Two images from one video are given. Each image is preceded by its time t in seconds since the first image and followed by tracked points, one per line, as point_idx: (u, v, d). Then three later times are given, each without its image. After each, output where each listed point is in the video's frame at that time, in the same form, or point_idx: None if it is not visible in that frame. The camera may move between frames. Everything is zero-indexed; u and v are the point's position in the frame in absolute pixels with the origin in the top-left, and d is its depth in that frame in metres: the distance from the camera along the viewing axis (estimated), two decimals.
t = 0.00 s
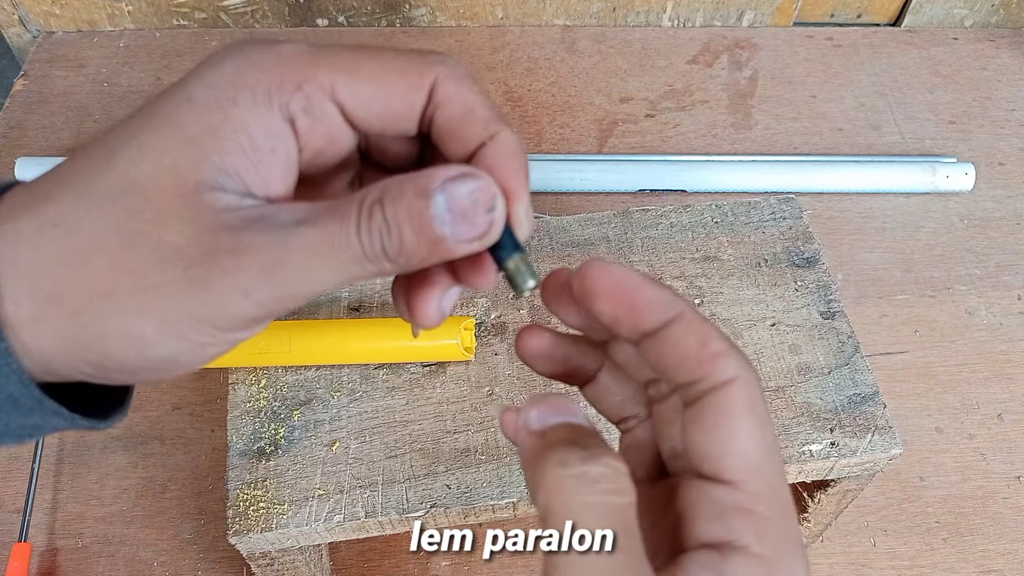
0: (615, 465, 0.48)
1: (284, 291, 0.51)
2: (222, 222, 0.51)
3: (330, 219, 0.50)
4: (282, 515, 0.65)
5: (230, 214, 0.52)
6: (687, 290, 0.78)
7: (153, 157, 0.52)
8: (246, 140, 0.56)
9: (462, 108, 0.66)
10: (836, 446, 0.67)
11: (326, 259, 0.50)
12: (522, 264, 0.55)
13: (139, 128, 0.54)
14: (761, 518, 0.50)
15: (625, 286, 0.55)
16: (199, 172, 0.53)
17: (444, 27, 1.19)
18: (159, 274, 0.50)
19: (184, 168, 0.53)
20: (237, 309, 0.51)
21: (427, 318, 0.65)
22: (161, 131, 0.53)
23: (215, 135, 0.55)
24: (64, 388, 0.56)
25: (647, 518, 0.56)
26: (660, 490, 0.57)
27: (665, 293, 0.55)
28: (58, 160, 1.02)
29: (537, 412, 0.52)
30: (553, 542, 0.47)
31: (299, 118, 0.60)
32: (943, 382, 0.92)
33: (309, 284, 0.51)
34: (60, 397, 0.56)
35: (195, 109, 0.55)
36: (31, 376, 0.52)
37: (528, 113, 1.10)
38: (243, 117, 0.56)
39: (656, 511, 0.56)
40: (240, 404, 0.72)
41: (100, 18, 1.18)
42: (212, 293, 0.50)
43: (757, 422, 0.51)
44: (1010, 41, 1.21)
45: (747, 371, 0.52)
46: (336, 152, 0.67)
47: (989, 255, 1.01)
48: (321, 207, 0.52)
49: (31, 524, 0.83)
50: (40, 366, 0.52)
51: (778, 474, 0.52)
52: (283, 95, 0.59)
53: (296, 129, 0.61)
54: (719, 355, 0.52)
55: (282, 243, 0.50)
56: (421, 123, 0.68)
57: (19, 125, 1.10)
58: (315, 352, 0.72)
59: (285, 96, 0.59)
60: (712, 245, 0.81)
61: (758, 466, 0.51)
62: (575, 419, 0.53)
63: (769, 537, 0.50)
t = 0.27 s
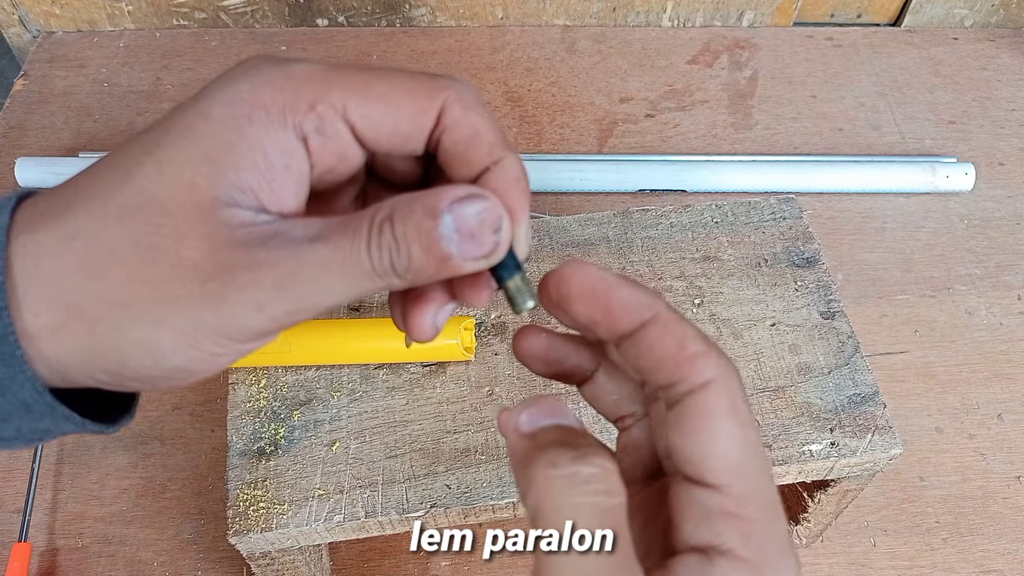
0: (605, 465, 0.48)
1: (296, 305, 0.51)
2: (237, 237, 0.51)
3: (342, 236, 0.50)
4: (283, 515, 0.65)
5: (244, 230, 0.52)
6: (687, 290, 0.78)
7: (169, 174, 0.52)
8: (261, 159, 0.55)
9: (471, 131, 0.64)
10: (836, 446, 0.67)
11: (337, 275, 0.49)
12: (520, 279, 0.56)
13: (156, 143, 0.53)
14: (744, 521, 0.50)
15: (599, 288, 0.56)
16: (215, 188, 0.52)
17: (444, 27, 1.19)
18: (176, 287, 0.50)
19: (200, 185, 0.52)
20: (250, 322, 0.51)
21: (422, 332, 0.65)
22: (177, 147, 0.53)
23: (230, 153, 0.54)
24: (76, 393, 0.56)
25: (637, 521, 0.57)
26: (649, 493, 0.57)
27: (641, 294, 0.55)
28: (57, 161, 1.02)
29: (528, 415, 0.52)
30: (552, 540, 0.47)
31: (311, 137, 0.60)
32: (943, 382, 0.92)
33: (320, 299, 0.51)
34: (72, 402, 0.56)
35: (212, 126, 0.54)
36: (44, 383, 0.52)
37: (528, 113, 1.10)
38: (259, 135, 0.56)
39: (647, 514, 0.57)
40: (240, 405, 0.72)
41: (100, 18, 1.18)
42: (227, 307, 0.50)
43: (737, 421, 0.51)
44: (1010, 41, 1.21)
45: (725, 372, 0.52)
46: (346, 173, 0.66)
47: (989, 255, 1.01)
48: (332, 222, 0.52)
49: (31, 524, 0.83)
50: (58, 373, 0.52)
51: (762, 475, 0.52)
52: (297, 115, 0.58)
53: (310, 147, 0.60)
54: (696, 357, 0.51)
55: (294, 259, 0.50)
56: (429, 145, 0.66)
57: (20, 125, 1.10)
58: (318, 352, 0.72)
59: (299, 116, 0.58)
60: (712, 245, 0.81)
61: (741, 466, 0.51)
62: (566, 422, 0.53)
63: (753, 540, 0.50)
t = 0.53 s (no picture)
0: (605, 469, 0.48)
1: (302, 308, 0.51)
2: (242, 240, 0.51)
3: (347, 238, 0.50)
4: (283, 515, 0.65)
5: (250, 232, 0.51)
6: (687, 290, 0.78)
7: (176, 176, 0.52)
8: (266, 163, 0.56)
9: (474, 136, 0.63)
10: (836, 446, 0.67)
11: (343, 276, 0.49)
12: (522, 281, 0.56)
13: (163, 146, 0.53)
14: (744, 524, 0.50)
15: (593, 293, 0.56)
16: (222, 192, 0.52)
17: (444, 26, 1.19)
18: (182, 289, 0.50)
19: (207, 188, 0.52)
20: (256, 324, 0.51)
21: (423, 336, 0.65)
22: (184, 150, 0.53)
23: (235, 157, 0.54)
24: (81, 395, 0.56)
25: (639, 525, 0.57)
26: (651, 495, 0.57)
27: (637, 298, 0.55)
28: (57, 161, 1.02)
29: (529, 420, 0.52)
30: (552, 541, 0.47)
31: (316, 140, 0.60)
32: (943, 382, 0.92)
33: (326, 301, 0.51)
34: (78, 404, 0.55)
35: (217, 130, 0.54)
36: (50, 385, 0.52)
37: (528, 113, 1.10)
38: (264, 138, 0.56)
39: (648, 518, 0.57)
40: (239, 405, 0.72)
41: (101, 18, 1.18)
42: (232, 309, 0.50)
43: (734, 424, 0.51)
44: (1010, 41, 1.21)
45: (722, 377, 0.51)
46: (350, 177, 0.66)
47: (989, 255, 1.01)
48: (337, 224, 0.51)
49: (31, 524, 0.83)
50: (64, 376, 0.52)
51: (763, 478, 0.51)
52: (301, 118, 0.58)
53: (315, 150, 0.60)
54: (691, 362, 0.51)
55: (300, 260, 0.50)
56: (433, 149, 0.66)
57: (20, 125, 1.10)
58: (319, 352, 0.72)
59: (303, 119, 0.58)
60: (712, 245, 0.81)
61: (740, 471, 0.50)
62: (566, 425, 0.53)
63: (753, 543, 0.50)
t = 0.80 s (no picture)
0: (600, 470, 0.48)
1: (305, 309, 0.51)
2: (245, 242, 0.51)
3: (349, 240, 0.50)
4: (283, 515, 0.65)
5: (252, 235, 0.52)
6: (687, 290, 0.78)
7: (179, 180, 0.52)
8: (266, 166, 0.55)
9: (470, 144, 0.64)
10: (836, 446, 0.67)
11: (345, 278, 0.50)
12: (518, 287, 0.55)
13: (165, 150, 0.53)
14: (738, 527, 0.50)
15: (580, 301, 0.57)
16: (224, 195, 0.52)
17: (444, 26, 1.19)
18: (186, 291, 0.50)
19: (209, 191, 0.52)
20: (258, 325, 0.51)
21: (415, 339, 0.65)
22: (187, 153, 0.53)
23: (235, 160, 0.54)
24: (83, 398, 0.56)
25: (637, 528, 0.57)
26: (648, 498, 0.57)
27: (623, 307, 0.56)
28: (57, 161, 1.02)
29: (523, 424, 0.52)
30: (552, 541, 0.46)
31: (314, 144, 0.60)
32: (943, 382, 0.92)
33: (328, 303, 0.51)
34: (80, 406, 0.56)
35: (219, 134, 0.54)
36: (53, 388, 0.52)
37: (528, 113, 1.10)
38: (265, 142, 0.56)
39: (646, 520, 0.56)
40: (240, 404, 0.72)
41: (101, 18, 1.17)
42: (235, 311, 0.50)
43: (726, 428, 0.51)
44: (1010, 41, 1.21)
45: (712, 380, 0.52)
46: (348, 181, 0.66)
47: (989, 255, 1.01)
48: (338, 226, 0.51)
49: (31, 524, 0.83)
50: (69, 379, 0.52)
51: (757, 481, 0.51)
52: (300, 121, 0.58)
53: (314, 153, 0.60)
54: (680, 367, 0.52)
55: (302, 262, 0.50)
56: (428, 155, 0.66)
57: (20, 125, 1.10)
58: (319, 352, 0.72)
59: (303, 123, 0.58)
60: (712, 245, 0.81)
61: (733, 475, 0.50)
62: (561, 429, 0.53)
63: (749, 547, 0.49)
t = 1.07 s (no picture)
0: (585, 469, 0.49)
1: (307, 307, 0.51)
2: (244, 242, 0.51)
3: (348, 235, 0.50)
4: (283, 514, 0.65)
5: (251, 234, 0.52)
6: (687, 290, 0.78)
7: (177, 182, 0.52)
8: (260, 164, 0.55)
9: (455, 145, 0.63)
10: (836, 446, 0.67)
11: (346, 274, 0.50)
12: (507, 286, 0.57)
13: (163, 151, 0.53)
14: (727, 528, 0.49)
15: (565, 303, 0.56)
16: (220, 195, 0.52)
17: (444, 27, 1.19)
18: (189, 292, 0.50)
19: (207, 192, 0.52)
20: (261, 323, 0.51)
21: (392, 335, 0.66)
22: (184, 154, 0.53)
23: (228, 158, 0.54)
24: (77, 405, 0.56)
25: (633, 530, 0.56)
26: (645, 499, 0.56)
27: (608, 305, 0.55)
28: (57, 161, 1.02)
29: (513, 424, 0.52)
30: (552, 540, 0.46)
31: (303, 140, 0.59)
32: (943, 382, 0.92)
33: (328, 299, 0.51)
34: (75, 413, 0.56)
35: (211, 132, 0.54)
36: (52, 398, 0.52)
37: (528, 113, 1.10)
38: (255, 139, 0.56)
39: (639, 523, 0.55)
40: (240, 405, 0.72)
41: (101, 18, 1.17)
42: (237, 309, 0.50)
43: (714, 429, 0.50)
44: (1010, 41, 1.20)
45: (698, 380, 0.50)
46: (335, 175, 0.66)
47: (989, 255, 1.01)
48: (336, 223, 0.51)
49: (31, 524, 0.83)
50: (77, 383, 0.52)
51: (748, 482, 0.50)
52: (289, 118, 0.58)
53: (303, 149, 0.60)
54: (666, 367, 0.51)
55: (302, 259, 0.50)
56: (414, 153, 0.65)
57: (20, 125, 1.10)
58: (319, 352, 0.72)
59: (291, 119, 0.58)
60: (712, 245, 0.81)
61: (722, 476, 0.49)
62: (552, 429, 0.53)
63: (738, 549, 0.49)
